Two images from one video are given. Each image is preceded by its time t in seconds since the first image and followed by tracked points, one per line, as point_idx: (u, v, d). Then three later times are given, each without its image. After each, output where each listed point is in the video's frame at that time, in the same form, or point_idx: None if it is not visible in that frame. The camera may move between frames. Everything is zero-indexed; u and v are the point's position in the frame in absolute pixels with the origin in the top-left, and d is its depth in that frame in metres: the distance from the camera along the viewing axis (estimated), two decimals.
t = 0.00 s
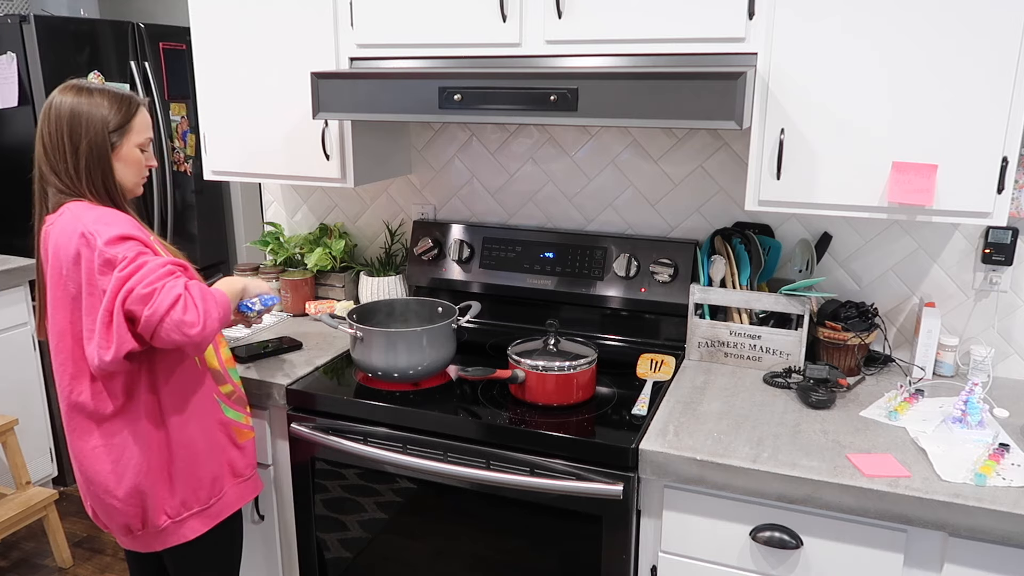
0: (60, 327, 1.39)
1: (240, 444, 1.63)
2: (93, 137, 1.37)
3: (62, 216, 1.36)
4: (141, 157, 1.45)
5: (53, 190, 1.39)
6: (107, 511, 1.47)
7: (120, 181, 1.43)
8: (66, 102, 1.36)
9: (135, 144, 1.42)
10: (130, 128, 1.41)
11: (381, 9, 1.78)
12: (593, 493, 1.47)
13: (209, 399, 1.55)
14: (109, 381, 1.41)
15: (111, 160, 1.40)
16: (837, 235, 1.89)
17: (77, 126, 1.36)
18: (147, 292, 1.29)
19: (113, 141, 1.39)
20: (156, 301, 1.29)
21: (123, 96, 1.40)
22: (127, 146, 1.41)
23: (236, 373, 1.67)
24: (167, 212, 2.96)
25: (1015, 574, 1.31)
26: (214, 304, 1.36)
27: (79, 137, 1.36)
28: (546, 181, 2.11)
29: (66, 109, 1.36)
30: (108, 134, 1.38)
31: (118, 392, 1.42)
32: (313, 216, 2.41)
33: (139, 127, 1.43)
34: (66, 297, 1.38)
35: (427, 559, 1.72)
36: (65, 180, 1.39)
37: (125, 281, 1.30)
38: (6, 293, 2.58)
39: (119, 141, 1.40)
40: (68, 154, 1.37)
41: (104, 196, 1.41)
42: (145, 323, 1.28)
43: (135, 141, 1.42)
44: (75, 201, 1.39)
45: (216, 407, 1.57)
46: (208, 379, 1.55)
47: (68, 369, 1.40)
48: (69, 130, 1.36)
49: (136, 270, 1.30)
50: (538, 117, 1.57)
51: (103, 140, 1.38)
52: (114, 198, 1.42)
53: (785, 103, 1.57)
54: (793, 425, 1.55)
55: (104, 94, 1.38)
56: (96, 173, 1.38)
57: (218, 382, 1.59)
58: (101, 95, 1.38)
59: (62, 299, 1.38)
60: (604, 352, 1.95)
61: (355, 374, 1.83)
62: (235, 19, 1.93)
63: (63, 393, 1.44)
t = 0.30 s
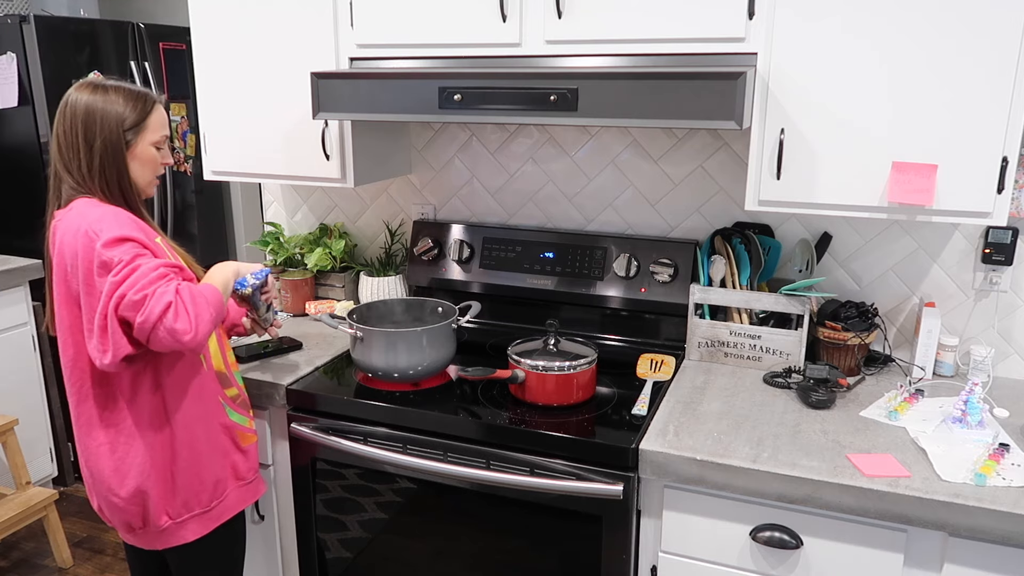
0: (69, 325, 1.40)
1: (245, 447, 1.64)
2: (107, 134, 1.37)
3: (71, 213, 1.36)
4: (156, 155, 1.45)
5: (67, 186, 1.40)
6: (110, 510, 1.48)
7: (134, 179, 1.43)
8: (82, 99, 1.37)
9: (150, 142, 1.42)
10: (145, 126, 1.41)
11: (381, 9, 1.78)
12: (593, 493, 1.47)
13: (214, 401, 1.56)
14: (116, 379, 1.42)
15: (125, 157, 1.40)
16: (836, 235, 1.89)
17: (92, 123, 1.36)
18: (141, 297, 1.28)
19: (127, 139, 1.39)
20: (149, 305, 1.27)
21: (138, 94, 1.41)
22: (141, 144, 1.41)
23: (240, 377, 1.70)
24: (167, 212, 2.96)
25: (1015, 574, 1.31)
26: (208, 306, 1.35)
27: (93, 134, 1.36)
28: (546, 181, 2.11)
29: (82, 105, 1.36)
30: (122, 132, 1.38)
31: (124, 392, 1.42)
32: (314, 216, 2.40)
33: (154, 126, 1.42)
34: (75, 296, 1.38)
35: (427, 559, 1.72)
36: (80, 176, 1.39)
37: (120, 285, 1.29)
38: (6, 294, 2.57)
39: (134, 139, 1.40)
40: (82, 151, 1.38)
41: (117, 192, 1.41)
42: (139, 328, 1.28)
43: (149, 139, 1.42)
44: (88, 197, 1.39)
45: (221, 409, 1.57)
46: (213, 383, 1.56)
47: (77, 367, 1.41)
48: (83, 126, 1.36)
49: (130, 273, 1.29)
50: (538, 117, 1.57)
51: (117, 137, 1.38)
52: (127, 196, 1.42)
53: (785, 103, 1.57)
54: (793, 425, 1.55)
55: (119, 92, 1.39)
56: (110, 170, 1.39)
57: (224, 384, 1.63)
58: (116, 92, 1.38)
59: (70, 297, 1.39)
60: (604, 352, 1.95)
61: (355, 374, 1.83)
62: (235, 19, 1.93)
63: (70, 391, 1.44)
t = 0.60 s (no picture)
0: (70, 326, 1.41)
1: (246, 449, 1.63)
2: (118, 132, 1.37)
3: (81, 213, 1.36)
4: (163, 152, 1.46)
5: (79, 186, 1.39)
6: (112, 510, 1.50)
7: (144, 177, 1.43)
8: (91, 99, 1.37)
9: (158, 139, 1.44)
10: (152, 123, 1.42)
11: (381, 9, 1.78)
12: (593, 493, 1.47)
13: (212, 401, 1.55)
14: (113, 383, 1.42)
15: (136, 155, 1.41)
16: (836, 235, 1.89)
17: (103, 122, 1.37)
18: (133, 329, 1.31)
19: (137, 137, 1.40)
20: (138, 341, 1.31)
21: (145, 92, 1.42)
22: (149, 141, 1.43)
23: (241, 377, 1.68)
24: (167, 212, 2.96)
25: (1015, 573, 1.31)
26: (197, 357, 1.38)
27: (106, 133, 1.37)
28: (546, 181, 2.11)
29: (92, 105, 1.37)
30: (132, 129, 1.39)
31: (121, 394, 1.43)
32: (314, 216, 2.40)
33: (162, 123, 1.44)
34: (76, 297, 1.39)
35: (427, 559, 1.72)
36: (93, 175, 1.39)
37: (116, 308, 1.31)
38: (6, 294, 2.57)
39: (143, 136, 1.42)
40: (94, 150, 1.38)
41: (130, 191, 1.41)
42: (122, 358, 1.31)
43: (157, 136, 1.44)
44: (101, 196, 1.39)
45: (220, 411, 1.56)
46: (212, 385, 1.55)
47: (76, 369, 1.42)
48: (94, 126, 1.37)
49: (133, 303, 1.32)
50: (538, 117, 1.57)
51: (128, 136, 1.38)
52: (141, 193, 1.42)
53: (785, 103, 1.57)
54: (793, 425, 1.55)
55: (126, 91, 1.40)
56: (124, 168, 1.39)
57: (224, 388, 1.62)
58: (124, 90, 1.39)
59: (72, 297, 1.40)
60: (604, 352, 1.95)
61: (355, 374, 1.83)
62: (235, 19, 1.93)
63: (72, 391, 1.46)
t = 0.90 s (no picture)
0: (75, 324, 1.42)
1: (246, 454, 1.63)
2: (132, 130, 1.38)
3: (94, 211, 1.37)
4: (174, 151, 1.47)
5: (90, 181, 1.40)
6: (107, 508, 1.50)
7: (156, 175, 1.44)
8: (105, 97, 1.37)
9: (170, 138, 1.44)
10: (165, 122, 1.43)
11: (381, 9, 1.78)
12: (593, 493, 1.47)
13: (212, 404, 1.55)
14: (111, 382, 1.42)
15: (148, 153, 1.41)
16: (836, 235, 1.89)
17: (117, 119, 1.37)
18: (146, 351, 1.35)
19: (149, 135, 1.41)
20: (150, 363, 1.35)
21: (159, 92, 1.42)
22: (161, 140, 1.43)
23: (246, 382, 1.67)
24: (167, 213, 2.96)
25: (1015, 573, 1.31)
26: (209, 378, 1.43)
27: (119, 130, 1.38)
28: (547, 181, 2.11)
29: (105, 103, 1.37)
30: (146, 127, 1.40)
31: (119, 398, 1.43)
32: (314, 215, 2.40)
33: (173, 122, 1.45)
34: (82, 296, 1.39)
35: (427, 560, 1.72)
36: (105, 171, 1.39)
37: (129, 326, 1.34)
38: (6, 294, 2.58)
39: (156, 136, 1.42)
40: (107, 148, 1.38)
41: (141, 188, 1.41)
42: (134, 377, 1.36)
43: (169, 135, 1.44)
44: (114, 194, 1.39)
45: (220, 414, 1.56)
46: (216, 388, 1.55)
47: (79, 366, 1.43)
48: (107, 124, 1.37)
49: (148, 322, 1.35)
50: (538, 117, 1.57)
51: (141, 134, 1.39)
52: (152, 191, 1.43)
53: (785, 103, 1.57)
54: (793, 425, 1.55)
55: (141, 89, 1.40)
56: (136, 166, 1.40)
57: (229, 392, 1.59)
58: (138, 89, 1.40)
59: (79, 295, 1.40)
60: (604, 352, 1.95)
61: (355, 374, 1.83)
62: (235, 19, 1.93)
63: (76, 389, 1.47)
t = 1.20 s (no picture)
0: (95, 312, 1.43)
1: (250, 446, 1.65)
2: (147, 130, 1.43)
3: (116, 206, 1.41)
4: (186, 151, 1.52)
5: (106, 179, 1.45)
6: (113, 496, 1.51)
7: (169, 173, 1.49)
8: (120, 99, 1.42)
9: (181, 138, 1.50)
10: (177, 123, 1.48)
11: (381, 9, 1.78)
12: (593, 493, 1.47)
13: (221, 394, 1.58)
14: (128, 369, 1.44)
15: (162, 152, 1.47)
16: (836, 235, 1.89)
17: (132, 119, 1.42)
18: (222, 317, 1.47)
19: (163, 135, 1.46)
20: (231, 326, 1.47)
21: (171, 94, 1.48)
22: (173, 140, 1.49)
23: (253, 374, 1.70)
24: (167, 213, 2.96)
25: (1015, 573, 1.31)
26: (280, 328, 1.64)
27: (133, 130, 1.43)
28: (546, 181, 2.11)
29: (121, 104, 1.42)
30: (161, 128, 1.45)
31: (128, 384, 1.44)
32: (314, 215, 2.40)
33: (185, 123, 1.50)
34: (112, 286, 1.39)
35: (427, 560, 1.72)
36: (120, 170, 1.44)
37: (202, 296, 1.45)
38: (6, 293, 2.58)
39: (168, 136, 1.47)
40: (122, 147, 1.43)
41: (156, 186, 1.47)
42: (210, 343, 1.45)
43: (181, 135, 1.49)
44: (130, 191, 1.44)
45: (228, 405, 1.59)
46: (222, 377, 1.58)
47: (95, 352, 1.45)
48: (123, 124, 1.42)
49: (218, 292, 1.47)
50: (538, 117, 1.56)
51: (156, 134, 1.44)
52: (165, 188, 1.48)
53: (785, 103, 1.57)
54: (793, 425, 1.55)
55: (155, 91, 1.45)
56: (149, 164, 1.45)
57: (236, 382, 1.62)
58: (152, 91, 1.45)
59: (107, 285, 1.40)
60: (604, 352, 1.95)
61: (355, 374, 1.83)
62: (235, 19, 1.93)
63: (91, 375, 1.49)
